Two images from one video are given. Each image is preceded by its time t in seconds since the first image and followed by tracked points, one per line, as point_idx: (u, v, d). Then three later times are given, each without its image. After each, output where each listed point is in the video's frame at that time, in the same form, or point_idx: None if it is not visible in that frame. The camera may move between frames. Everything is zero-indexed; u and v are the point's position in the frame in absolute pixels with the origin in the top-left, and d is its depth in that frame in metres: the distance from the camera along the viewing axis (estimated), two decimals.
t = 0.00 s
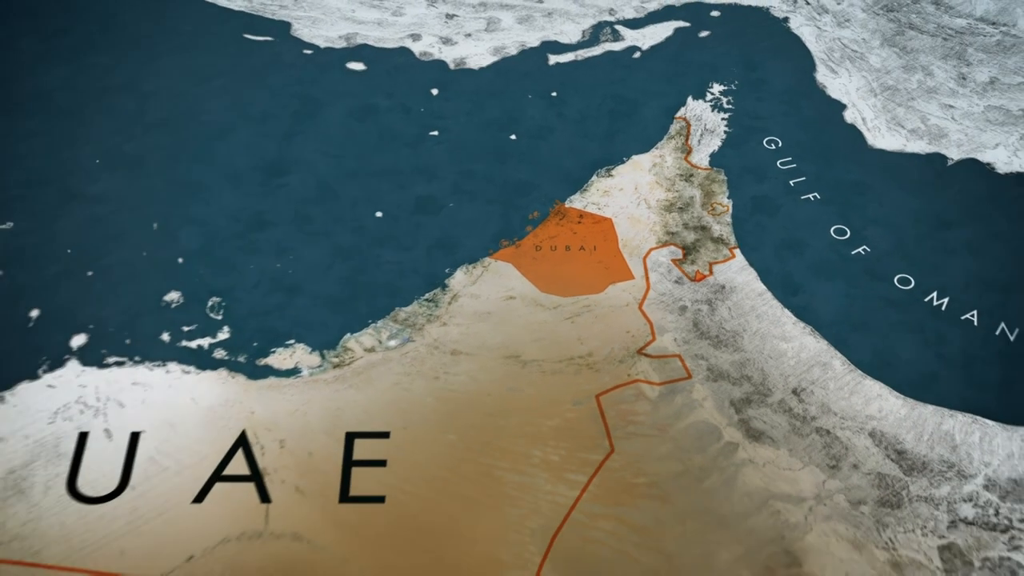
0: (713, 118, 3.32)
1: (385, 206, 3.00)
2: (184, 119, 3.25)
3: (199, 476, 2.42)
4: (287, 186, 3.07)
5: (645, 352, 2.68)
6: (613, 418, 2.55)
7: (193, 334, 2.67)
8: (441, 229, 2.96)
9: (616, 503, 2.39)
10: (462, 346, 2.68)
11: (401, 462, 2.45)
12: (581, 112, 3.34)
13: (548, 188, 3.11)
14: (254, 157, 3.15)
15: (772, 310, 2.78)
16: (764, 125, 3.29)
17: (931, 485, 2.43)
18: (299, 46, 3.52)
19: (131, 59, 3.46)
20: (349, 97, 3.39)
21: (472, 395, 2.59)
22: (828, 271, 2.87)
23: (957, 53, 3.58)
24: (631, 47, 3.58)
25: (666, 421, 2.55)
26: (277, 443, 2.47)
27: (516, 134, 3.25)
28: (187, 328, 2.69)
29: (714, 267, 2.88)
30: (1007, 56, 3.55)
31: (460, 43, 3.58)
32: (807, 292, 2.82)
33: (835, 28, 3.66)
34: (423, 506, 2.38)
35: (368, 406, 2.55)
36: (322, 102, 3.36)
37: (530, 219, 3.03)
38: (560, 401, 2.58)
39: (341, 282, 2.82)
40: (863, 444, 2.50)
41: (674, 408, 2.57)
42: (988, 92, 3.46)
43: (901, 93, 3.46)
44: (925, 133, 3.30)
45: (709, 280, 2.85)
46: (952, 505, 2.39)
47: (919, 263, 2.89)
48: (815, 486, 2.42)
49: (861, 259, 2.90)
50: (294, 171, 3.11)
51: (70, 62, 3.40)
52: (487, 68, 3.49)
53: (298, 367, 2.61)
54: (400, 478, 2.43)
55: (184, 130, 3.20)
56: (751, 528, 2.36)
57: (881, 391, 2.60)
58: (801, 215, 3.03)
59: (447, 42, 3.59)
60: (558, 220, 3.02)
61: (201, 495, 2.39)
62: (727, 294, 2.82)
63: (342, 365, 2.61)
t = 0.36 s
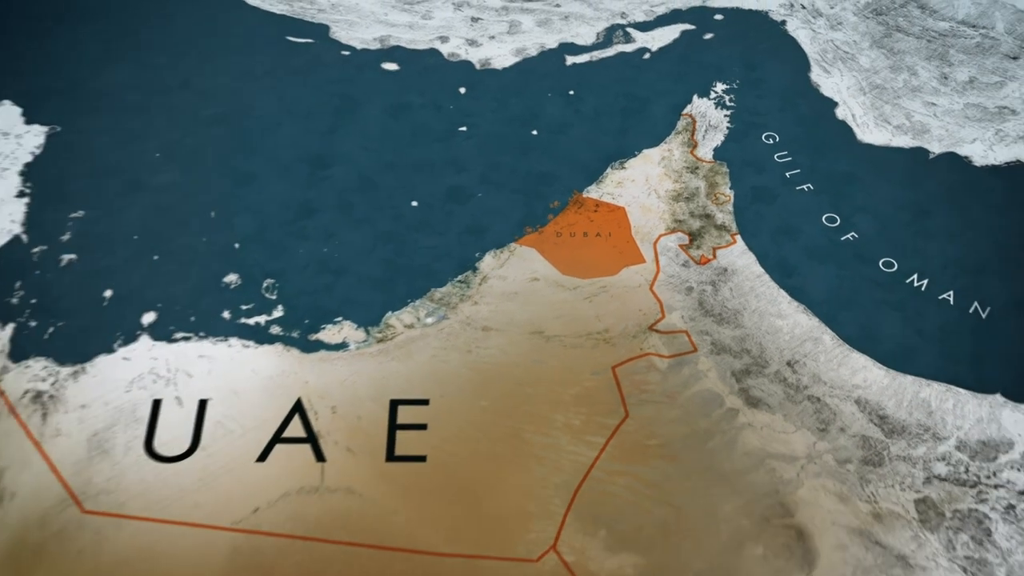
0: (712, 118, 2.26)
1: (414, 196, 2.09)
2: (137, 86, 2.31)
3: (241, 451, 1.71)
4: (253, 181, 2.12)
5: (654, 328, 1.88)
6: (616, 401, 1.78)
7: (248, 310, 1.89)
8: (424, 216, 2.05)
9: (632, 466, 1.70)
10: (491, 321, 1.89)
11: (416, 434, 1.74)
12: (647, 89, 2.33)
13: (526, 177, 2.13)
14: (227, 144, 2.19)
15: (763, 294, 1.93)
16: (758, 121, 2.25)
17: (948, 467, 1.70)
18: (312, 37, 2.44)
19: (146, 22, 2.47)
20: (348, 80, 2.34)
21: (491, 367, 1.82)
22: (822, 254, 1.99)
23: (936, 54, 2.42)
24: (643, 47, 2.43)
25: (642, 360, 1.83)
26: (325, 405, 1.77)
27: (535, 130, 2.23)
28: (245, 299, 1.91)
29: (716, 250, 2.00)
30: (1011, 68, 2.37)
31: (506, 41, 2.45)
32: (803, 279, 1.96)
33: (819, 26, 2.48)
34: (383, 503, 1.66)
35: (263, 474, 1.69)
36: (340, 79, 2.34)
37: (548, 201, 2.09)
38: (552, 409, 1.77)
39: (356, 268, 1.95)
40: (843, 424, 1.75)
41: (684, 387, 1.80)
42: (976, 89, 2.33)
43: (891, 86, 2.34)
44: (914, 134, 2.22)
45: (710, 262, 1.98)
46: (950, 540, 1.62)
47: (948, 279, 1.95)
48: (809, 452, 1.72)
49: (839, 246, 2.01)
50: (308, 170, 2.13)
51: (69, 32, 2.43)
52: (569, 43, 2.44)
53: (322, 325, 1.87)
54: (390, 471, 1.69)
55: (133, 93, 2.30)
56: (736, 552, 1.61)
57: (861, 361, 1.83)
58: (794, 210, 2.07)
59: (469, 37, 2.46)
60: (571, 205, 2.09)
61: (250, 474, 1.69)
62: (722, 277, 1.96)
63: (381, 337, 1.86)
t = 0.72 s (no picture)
0: (728, 115, 1.43)
1: (450, 181, 1.34)
2: (168, 49, 1.52)
3: (147, 432, 1.10)
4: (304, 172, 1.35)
5: (661, 309, 1.21)
6: (630, 374, 1.15)
7: (301, 291, 1.22)
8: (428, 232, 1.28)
9: (642, 434, 1.10)
10: (529, 296, 1.22)
11: (441, 430, 1.10)
12: (676, 69, 1.50)
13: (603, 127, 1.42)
14: (200, 88, 1.46)
15: (762, 272, 1.24)
16: (760, 117, 1.43)
17: (920, 429, 1.10)
18: (351, 38, 1.55)
19: (164, 1, 1.60)
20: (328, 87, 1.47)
21: (530, 346, 1.18)
22: (814, 238, 1.27)
23: (922, 51, 1.52)
24: (652, 48, 1.53)
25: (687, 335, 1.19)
26: (376, 374, 1.15)
27: (493, 85, 1.48)
28: (298, 283, 1.23)
29: (717, 237, 1.28)
30: (995, 66, 1.49)
31: (599, 35, 1.56)
32: (794, 263, 1.25)
33: (811, 30, 1.56)
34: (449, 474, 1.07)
35: (241, 448, 1.09)
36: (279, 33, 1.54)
37: (567, 185, 1.34)
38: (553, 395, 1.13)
39: (401, 253, 1.26)
40: (832, 393, 1.13)
41: (738, 364, 1.16)
42: (966, 92, 1.46)
43: (875, 81, 1.48)
44: (997, 140, 1.39)
45: (717, 248, 1.27)
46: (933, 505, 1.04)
47: (952, 263, 1.24)
48: (796, 416, 1.11)
49: (835, 236, 1.27)
50: (351, 171, 1.35)
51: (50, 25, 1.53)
52: (711, 11, 1.58)
53: (363, 305, 1.21)
54: (331, 463, 1.08)
55: (163, 55, 1.51)
56: (731, 507, 1.04)
57: (851, 329, 1.19)
58: (788, 199, 1.32)
59: (496, 34, 1.56)
60: (590, 190, 1.34)
61: (301, 444, 1.09)
62: (724, 258, 1.26)
63: (422, 315, 1.20)
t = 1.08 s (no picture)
0: (731, 113, 1.29)
1: (483, 171, 1.17)
2: None
3: (218, 397, 0.99)
4: (348, 164, 1.13)
5: (671, 289, 1.14)
6: (638, 348, 1.10)
7: (349, 273, 1.07)
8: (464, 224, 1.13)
9: (656, 401, 1.06)
10: (554, 277, 1.13)
11: (476, 398, 1.04)
12: (676, 81, 1.30)
13: (617, 128, 1.24)
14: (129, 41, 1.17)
15: (759, 255, 1.18)
16: (760, 114, 1.29)
17: (899, 394, 1.08)
18: (388, 40, 1.24)
19: None
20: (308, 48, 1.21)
21: (567, 321, 1.10)
22: (807, 225, 1.21)
23: (907, 54, 1.40)
24: (663, 50, 1.32)
25: (696, 315, 1.13)
26: (419, 346, 1.05)
27: (456, 62, 1.24)
28: (347, 265, 1.08)
29: (721, 224, 1.20)
30: (970, 68, 1.39)
31: (614, 38, 1.32)
32: (789, 248, 1.19)
33: (806, 34, 1.39)
34: (472, 438, 1.01)
35: (301, 413, 1.00)
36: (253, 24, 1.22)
37: (585, 175, 1.20)
38: (574, 369, 1.07)
39: (440, 238, 1.11)
40: (821, 363, 1.10)
41: (738, 336, 1.12)
42: (945, 91, 1.36)
43: (864, 80, 1.36)
44: (986, 137, 1.31)
45: (721, 234, 1.19)
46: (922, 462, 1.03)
47: (927, 245, 1.19)
48: (789, 383, 1.08)
49: (828, 225, 1.21)
50: (394, 163, 1.14)
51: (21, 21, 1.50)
52: (716, 15, 1.37)
53: (407, 284, 1.08)
54: (383, 425, 1.01)
55: None
56: (731, 463, 1.03)
57: (840, 305, 1.15)
58: (785, 189, 1.23)
59: (521, 35, 1.29)
60: (606, 181, 1.20)
61: (355, 411, 1.01)
62: (726, 243, 1.19)
63: (457, 294, 1.09)
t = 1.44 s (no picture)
0: (733, 110, 1.41)
1: (509, 164, 1.28)
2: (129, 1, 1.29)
3: (279, 366, 1.11)
4: (389, 158, 1.25)
5: (678, 271, 1.27)
6: (650, 323, 1.23)
7: (392, 257, 1.19)
8: (495, 211, 1.25)
9: (667, 372, 1.19)
10: (575, 260, 1.25)
11: (507, 368, 1.16)
12: (684, 80, 1.41)
13: (631, 125, 1.36)
14: (182, 43, 1.27)
15: (757, 241, 1.31)
16: (759, 112, 1.42)
17: (880, 364, 1.22)
18: (424, 43, 1.35)
19: None
20: (349, 48, 1.32)
21: (586, 298, 1.23)
22: (801, 214, 1.34)
23: (893, 55, 1.53)
24: (671, 52, 1.43)
25: (701, 294, 1.26)
26: (457, 322, 1.18)
27: (486, 62, 1.35)
28: (390, 250, 1.20)
29: (724, 213, 1.33)
30: (949, 69, 1.52)
31: (627, 40, 1.43)
32: (784, 234, 1.32)
33: (801, 36, 1.51)
34: (504, 404, 1.14)
35: (354, 381, 1.12)
36: (298, 27, 1.32)
37: (601, 168, 1.32)
38: (594, 343, 1.20)
39: (474, 226, 1.23)
40: (812, 338, 1.24)
41: (738, 313, 1.25)
42: (927, 90, 1.49)
43: (854, 80, 1.48)
44: (964, 132, 1.44)
45: (724, 222, 1.32)
46: (900, 424, 1.17)
47: (908, 232, 1.33)
48: (784, 355, 1.22)
49: (819, 213, 1.34)
50: (430, 157, 1.26)
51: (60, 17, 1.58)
52: (719, 19, 1.49)
53: (444, 267, 1.20)
54: (426, 392, 1.13)
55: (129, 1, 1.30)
56: (732, 426, 1.17)
57: (830, 286, 1.28)
58: (782, 181, 1.36)
59: (543, 38, 1.40)
60: (620, 173, 1.32)
61: (399, 380, 1.13)
62: (728, 230, 1.31)
63: (490, 276, 1.21)
